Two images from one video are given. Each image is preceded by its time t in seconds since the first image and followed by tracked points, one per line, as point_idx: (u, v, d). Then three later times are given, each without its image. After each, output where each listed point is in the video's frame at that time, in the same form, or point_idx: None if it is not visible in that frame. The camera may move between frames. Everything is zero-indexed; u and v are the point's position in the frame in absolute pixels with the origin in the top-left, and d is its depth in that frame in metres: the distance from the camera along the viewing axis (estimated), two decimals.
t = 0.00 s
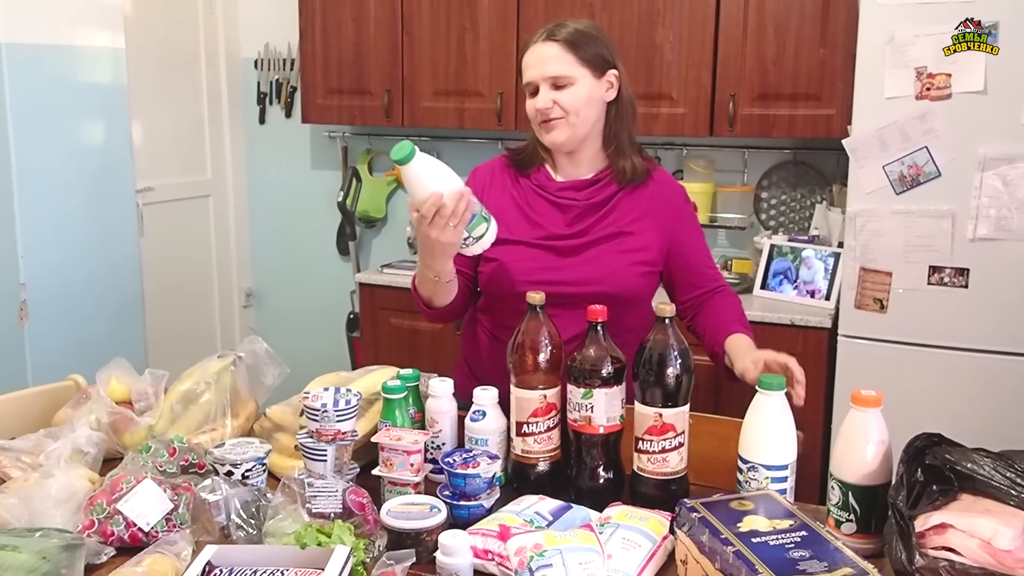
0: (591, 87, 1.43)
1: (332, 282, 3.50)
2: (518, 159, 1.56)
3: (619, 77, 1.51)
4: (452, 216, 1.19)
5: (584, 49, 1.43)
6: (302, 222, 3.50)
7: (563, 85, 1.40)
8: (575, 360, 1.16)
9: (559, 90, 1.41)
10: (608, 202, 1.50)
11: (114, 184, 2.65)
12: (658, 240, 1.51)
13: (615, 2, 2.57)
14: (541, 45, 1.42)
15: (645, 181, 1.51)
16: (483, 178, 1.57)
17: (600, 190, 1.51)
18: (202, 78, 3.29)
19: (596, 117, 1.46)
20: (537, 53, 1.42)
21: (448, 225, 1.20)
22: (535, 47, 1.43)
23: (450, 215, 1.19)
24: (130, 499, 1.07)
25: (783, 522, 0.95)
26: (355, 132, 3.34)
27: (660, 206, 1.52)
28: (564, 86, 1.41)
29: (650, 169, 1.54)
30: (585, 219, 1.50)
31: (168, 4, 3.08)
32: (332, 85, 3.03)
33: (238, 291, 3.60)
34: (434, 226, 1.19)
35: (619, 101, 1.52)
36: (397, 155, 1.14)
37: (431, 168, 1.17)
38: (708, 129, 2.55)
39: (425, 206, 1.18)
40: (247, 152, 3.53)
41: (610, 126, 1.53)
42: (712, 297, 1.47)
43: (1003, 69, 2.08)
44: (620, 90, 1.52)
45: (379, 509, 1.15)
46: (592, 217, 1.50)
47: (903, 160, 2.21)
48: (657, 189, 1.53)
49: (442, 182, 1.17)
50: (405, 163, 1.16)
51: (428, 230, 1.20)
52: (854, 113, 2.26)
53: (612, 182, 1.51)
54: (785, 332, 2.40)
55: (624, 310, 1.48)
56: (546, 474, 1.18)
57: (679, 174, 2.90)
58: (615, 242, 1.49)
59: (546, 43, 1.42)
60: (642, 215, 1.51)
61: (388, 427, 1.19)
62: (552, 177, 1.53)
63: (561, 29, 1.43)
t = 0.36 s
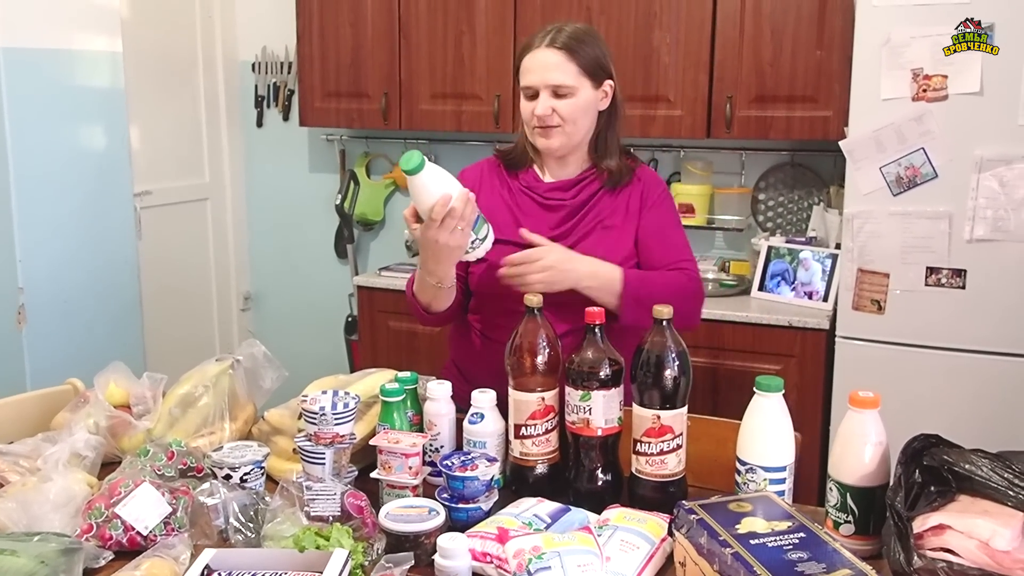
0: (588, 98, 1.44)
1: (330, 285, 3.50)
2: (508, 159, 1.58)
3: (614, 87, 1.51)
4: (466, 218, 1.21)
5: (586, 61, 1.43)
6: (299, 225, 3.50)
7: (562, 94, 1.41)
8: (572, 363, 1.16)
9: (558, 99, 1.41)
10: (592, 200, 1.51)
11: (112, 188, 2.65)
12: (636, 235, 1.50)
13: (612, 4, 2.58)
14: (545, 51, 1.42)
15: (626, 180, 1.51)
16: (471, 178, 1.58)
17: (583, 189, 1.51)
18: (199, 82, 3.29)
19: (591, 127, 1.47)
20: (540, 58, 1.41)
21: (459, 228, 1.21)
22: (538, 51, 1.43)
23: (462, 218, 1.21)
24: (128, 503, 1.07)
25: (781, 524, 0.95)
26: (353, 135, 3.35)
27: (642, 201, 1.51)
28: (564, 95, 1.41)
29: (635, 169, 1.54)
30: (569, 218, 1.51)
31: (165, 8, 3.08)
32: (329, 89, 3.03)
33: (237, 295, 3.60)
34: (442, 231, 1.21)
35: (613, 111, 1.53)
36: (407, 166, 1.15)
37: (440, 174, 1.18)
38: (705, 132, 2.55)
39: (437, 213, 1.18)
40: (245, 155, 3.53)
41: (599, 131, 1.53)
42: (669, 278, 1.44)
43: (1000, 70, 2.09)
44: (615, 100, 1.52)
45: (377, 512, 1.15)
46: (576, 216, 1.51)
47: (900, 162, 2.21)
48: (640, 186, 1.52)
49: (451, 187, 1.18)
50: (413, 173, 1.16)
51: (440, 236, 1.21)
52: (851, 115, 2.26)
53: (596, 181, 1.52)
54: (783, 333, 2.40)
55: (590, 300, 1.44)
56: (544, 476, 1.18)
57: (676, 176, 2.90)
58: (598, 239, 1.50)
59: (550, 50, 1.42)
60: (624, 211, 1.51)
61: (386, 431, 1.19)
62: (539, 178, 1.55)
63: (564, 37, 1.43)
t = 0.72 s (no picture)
0: (602, 103, 1.44)
1: (330, 288, 3.50)
2: (512, 162, 1.59)
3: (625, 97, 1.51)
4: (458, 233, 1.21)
5: (603, 68, 1.44)
6: (301, 229, 3.51)
7: (576, 98, 1.41)
8: (573, 366, 1.15)
9: (572, 101, 1.41)
10: (584, 205, 1.51)
11: (113, 192, 2.66)
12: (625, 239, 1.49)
13: (613, 8, 2.58)
14: (564, 52, 1.42)
15: (620, 185, 1.50)
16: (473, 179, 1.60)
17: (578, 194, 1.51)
18: (201, 85, 3.29)
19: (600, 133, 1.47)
20: (558, 59, 1.42)
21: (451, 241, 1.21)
22: (557, 52, 1.43)
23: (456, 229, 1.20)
24: (129, 507, 1.07)
25: (783, 527, 0.95)
26: (354, 139, 3.35)
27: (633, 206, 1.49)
28: (578, 98, 1.41)
29: (633, 175, 1.52)
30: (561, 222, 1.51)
31: (167, 12, 3.09)
32: (330, 93, 3.04)
33: (238, 298, 3.60)
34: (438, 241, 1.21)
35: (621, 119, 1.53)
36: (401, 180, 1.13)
37: (437, 186, 1.16)
38: (706, 135, 2.55)
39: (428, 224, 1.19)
40: (246, 159, 3.53)
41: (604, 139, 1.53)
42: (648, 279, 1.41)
43: (1000, 73, 2.09)
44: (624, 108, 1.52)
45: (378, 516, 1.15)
46: (568, 220, 1.51)
47: (901, 166, 2.21)
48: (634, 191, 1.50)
49: (446, 201, 1.17)
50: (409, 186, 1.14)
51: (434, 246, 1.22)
52: (852, 119, 2.26)
53: (591, 186, 1.51)
54: (784, 337, 2.40)
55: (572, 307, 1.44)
56: (546, 480, 1.18)
57: (677, 179, 2.91)
58: (586, 243, 1.49)
59: (570, 52, 1.42)
60: (614, 216, 1.49)
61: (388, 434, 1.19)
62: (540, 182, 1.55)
63: (582, 40, 1.44)
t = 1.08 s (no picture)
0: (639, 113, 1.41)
1: (330, 290, 3.50)
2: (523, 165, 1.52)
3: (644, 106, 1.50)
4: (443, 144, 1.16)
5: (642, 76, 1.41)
6: (300, 230, 3.51)
7: (626, 105, 1.37)
8: (573, 367, 1.15)
9: (622, 108, 1.37)
10: (608, 211, 1.49)
11: (114, 193, 2.66)
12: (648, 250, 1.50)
13: (612, 9, 2.58)
14: (618, 58, 1.37)
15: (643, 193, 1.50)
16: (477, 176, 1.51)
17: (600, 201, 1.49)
18: (200, 87, 3.30)
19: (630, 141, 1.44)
20: (611, 64, 1.36)
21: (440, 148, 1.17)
22: (605, 56, 1.37)
23: (446, 138, 1.15)
24: (129, 508, 1.07)
25: (782, 528, 0.95)
26: (354, 140, 3.35)
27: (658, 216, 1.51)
28: (627, 105, 1.37)
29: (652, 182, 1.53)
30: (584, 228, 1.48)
31: (166, 14, 3.09)
32: (329, 94, 3.04)
33: (237, 299, 3.61)
34: (434, 149, 1.18)
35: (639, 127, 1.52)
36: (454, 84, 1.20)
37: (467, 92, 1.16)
38: (705, 135, 2.56)
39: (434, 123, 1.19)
40: (246, 161, 3.53)
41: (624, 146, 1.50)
42: (682, 294, 1.45)
43: (999, 72, 2.09)
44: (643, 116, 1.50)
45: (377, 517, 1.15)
46: (591, 226, 1.48)
47: (900, 165, 2.21)
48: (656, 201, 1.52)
49: (459, 106, 1.15)
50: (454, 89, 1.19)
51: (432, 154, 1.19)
52: (851, 119, 2.26)
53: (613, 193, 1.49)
54: (784, 337, 2.40)
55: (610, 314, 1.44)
56: (545, 480, 1.18)
57: (676, 180, 2.91)
58: (612, 252, 1.48)
59: (622, 59, 1.37)
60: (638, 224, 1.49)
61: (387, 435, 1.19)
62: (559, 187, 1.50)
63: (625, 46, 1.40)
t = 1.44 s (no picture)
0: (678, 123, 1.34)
1: (329, 288, 3.50)
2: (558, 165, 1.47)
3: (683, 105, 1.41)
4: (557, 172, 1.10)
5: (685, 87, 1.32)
6: (299, 229, 3.50)
7: (665, 122, 1.30)
8: (572, 365, 1.15)
9: (660, 125, 1.30)
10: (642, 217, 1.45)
11: (113, 191, 2.66)
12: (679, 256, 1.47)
13: (611, 8, 2.58)
14: (662, 79, 1.27)
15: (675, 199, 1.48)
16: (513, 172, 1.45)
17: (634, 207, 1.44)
18: (198, 85, 3.29)
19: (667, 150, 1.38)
20: (655, 86, 1.27)
21: (547, 168, 1.11)
22: (648, 76, 1.28)
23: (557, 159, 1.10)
24: (128, 507, 1.07)
25: (781, 525, 0.95)
26: (353, 138, 3.35)
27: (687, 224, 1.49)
28: (666, 122, 1.30)
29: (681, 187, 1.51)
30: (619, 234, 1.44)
31: (164, 12, 3.09)
32: (328, 92, 3.03)
33: (236, 298, 3.60)
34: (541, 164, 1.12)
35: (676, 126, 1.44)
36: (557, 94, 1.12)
37: (575, 117, 1.08)
38: (704, 133, 2.55)
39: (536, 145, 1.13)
40: (245, 159, 3.53)
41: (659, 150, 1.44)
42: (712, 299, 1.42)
43: (998, 71, 2.09)
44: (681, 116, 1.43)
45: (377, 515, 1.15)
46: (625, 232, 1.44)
47: (899, 163, 2.21)
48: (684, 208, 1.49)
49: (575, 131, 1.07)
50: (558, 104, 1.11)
51: (533, 169, 1.14)
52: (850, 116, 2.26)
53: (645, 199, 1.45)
54: (783, 335, 2.40)
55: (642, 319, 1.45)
56: (544, 478, 1.18)
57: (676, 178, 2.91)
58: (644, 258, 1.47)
59: (666, 80, 1.27)
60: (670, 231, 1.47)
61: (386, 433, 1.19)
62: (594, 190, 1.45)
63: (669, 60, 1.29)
